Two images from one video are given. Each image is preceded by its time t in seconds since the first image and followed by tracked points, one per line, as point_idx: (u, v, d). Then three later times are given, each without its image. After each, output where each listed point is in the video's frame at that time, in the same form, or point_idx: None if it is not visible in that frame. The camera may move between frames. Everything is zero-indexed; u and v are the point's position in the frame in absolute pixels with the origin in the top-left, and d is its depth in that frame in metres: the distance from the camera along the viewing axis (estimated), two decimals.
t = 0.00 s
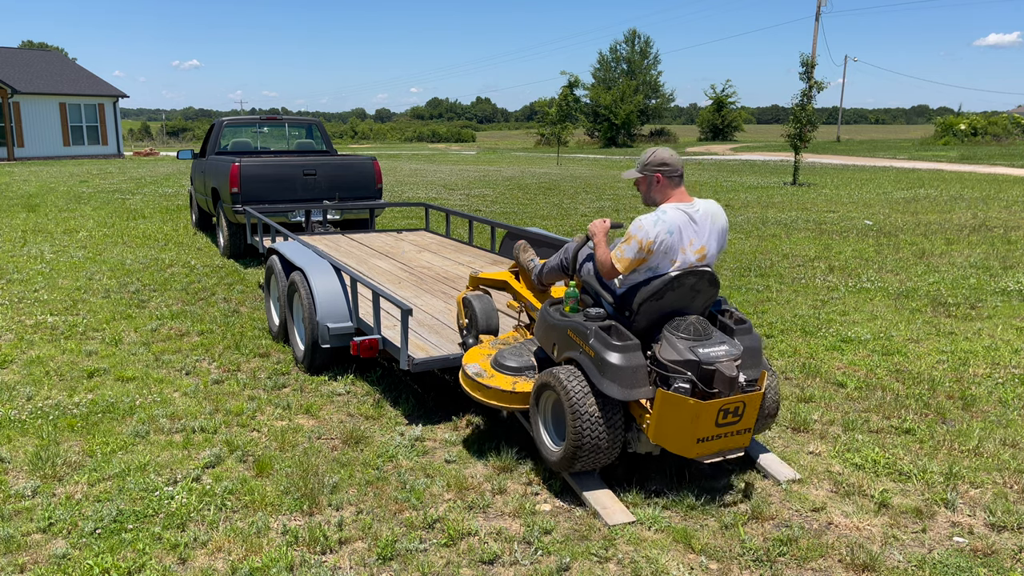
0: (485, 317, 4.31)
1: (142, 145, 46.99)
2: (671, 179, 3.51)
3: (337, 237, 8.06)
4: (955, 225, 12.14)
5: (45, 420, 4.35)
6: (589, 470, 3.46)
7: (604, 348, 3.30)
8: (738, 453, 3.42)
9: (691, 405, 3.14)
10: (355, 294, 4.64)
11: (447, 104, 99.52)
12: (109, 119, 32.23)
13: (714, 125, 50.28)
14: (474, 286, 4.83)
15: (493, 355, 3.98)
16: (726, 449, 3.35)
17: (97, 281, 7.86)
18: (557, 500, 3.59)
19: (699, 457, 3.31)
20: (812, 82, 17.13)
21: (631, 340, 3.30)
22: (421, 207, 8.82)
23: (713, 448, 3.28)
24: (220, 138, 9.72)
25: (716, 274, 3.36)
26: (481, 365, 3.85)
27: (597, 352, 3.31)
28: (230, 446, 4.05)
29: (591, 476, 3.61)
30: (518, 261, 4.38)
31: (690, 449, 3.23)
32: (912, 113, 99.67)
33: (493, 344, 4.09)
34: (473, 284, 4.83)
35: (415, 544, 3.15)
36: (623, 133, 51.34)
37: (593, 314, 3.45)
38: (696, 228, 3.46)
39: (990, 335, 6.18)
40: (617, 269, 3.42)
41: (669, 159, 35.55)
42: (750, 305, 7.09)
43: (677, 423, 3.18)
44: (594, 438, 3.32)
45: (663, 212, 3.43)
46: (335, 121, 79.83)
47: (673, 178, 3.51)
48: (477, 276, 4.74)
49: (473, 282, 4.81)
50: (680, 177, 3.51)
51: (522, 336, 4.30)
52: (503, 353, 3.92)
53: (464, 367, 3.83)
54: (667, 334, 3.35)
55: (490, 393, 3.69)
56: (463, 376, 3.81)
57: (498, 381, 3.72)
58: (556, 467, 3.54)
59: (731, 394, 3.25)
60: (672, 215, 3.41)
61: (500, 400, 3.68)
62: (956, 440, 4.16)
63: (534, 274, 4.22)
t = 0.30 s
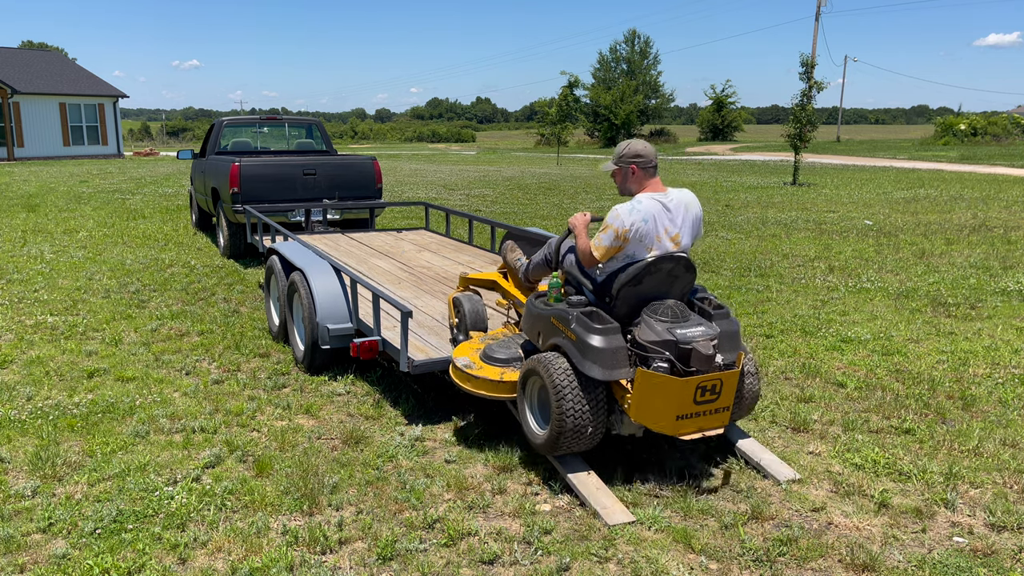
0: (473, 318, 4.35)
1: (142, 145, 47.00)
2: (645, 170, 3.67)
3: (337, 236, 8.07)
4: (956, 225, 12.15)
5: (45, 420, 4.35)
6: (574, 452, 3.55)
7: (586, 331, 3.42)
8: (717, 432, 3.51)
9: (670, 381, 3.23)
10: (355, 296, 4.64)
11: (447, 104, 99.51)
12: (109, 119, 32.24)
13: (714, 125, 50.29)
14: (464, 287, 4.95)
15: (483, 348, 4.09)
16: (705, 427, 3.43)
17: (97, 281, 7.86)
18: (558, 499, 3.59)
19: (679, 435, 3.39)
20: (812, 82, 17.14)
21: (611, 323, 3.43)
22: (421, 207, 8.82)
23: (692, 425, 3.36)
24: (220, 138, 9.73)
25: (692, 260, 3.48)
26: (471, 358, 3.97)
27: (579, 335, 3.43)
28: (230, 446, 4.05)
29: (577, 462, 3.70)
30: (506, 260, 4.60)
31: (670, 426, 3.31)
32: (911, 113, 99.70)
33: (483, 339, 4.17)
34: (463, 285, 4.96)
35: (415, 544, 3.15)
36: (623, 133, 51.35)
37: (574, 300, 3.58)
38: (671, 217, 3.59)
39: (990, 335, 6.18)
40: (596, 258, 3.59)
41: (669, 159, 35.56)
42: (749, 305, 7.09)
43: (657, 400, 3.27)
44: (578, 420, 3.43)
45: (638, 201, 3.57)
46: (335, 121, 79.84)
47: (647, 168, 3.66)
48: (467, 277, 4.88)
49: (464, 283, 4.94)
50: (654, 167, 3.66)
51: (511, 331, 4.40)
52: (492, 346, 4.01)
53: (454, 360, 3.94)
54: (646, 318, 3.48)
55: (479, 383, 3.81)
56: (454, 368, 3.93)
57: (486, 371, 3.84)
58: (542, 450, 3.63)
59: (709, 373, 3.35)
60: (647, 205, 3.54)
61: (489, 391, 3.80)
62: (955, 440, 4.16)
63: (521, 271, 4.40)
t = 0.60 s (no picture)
0: (463, 314, 4.51)
1: (142, 145, 47.01)
2: (621, 159, 3.84)
3: (337, 235, 8.08)
4: (956, 225, 12.15)
5: (45, 420, 4.35)
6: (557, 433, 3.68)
7: (568, 315, 3.57)
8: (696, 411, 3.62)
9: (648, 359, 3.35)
10: (355, 296, 4.64)
11: (447, 103, 99.53)
12: (109, 119, 32.26)
13: (714, 125, 50.30)
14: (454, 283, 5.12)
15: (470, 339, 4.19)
16: (685, 405, 3.54)
17: (97, 281, 7.86)
18: (558, 499, 3.59)
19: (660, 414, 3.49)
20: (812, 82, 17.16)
21: (591, 307, 3.58)
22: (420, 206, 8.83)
23: (672, 403, 3.47)
24: (220, 138, 9.73)
25: (669, 245, 3.66)
26: (459, 347, 4.07)
27: (562, 319, 3.58)
28: (230, 446, 4.05)
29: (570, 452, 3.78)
30: (495, 256, 4.85)
31: (649, 404, 3.40)
32: (911, 113, 99.79)
33: (471, 332, 4.26)
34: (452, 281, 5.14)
35: (415, 544, 3.15)
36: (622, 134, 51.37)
37: (557, 287, 3.75)
38: (647, 202, 3.77)
39: (989, 335, 6.18)
40: (576, 244, 3.75)
41: (669, 159, 35.57)
42: (749, 305, 7.10)
43: (636, 378, 3.39)
44: (562, 400, 3.56)
45: (616, 188, 3.75)
46: (335, 121, 79.84)
47: (624, 157, 3.84)
48: (457, 272, 5.05)
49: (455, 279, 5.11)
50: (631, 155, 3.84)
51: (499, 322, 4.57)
52: (480, 336, 4.12)
53: (443, 350, 4.04)
54: (626, 301, 3.62)
55: (467, 369, 3.90)
56: (442, 357, 4.03)
57: (474, 358, 3.95)
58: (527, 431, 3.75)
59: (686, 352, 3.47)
60: (624, 191, 3.72)
61: (477, 376, 3.90)
62: (955, 440, 4.17)
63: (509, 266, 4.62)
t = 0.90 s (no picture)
0: (454, 307, 4.64)
1: (142, 145, 47.01)
2: (600, 147, 4.00)
3: (336, 235, 8.08)
4: (956, 225, 12.15)
5: (45, 420, 4.35)
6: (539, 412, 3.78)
7: (549, 296, 3.73)
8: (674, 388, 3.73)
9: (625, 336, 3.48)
10: (355, 297, 4.64)
11: (447, 103, 99.55)
12: (109, 119, 32.26)
13: (714, 125, 50.28)
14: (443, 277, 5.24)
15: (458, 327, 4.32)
16: (663, 381, 3.65)
17: (97, 281, 7.86)
18: (558, 499, 3.59)
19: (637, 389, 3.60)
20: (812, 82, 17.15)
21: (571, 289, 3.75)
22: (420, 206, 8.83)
23: (649, 379, 3.58)
24: (220, 138, 9.73)
25: (646, 230, 3.83)
26: (447, 335, 4.19)
27: (543, 300, 3.75)
28: (230, 446, 4.05)
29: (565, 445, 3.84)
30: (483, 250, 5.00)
31: (628, 380, 3.52)
32: (911, 113, 99.80)
33: (459, 321, 4.38)
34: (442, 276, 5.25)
35: (415, 544, 3.15)
36: (622, 134, 51.37)
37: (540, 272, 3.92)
38: (624, 190, 3.96)
39: (990, 335, 6.18)
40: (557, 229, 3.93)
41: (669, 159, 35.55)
42: (749, 305, 7.09)
43: (614, 355, 3.51)
44: (545, 377, 3.70)
45: (594, 176, 3.92)
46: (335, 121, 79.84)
47: (603, 145, 3.99)
48: (446, 267, 5.18)
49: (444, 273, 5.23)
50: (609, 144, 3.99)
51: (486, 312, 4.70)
52: (467, 324, 4.24)
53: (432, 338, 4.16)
54: (604, 284, 3.77)
55: (454, 355, 4.02)
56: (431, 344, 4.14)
57: (461, 344, 4.06)
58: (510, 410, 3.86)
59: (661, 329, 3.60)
60: (602, 178, 3.91)
61: (464, 362, 4.01)
62: (955, 440, 4.16)
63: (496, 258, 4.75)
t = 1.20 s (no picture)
0: (444, 300, 4.74)
1: (142, 145, 47.01)
2: (579, 136, 4.18)
3: (336, 234, 8.08)
4: (956, 225, 12.15)
5: (45, 420, 4.35)
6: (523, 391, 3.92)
7: (530, 279, 3.88)
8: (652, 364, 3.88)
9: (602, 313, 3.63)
10: (355, 297, 4.63)
11: (447, 104, 99.57)
12: (109, 118, 32.28)
13: (714, 125, 50.28)
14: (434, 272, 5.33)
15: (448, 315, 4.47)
16: (641, 357, 3.79)
17: (97, 281, 7.86)
18: (558, 499, 3.59)
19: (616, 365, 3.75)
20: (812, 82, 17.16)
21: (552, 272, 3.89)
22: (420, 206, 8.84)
23: (628, 355, 3.73)
24: (220, 138, 9.74)
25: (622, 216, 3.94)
26: (436, 322, 4.35)
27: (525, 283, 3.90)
28: (230, 446, 4.05)
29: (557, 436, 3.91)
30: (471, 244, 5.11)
31: (606, 356, 3.67)
32: (911, 113, 99.84)
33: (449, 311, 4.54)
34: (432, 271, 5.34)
35: (414, 544, 3.15)
36: (622, 133, 51.36)
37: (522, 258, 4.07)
38: (602, 177, 4.06)
39: (989, 335, 6.18)
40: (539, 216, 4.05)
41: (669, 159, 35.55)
42: (749, 305, 7.10)
43: (593, 332, 3.66)
44: (528, 355, 3.83)
45: (573, 163, 4.05)
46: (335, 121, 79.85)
47: (581, 134, 4.17)
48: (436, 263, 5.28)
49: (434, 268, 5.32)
50: (588, 132, 4.17)
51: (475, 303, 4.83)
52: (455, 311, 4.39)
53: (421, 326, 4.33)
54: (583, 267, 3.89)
55: (442, 341, 4.17)
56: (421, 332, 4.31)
57: (449, 331, 4.21)
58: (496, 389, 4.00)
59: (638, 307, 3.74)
60: (581, 166, 4.02)
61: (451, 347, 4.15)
62: (955, 440, 4.17)
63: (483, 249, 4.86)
